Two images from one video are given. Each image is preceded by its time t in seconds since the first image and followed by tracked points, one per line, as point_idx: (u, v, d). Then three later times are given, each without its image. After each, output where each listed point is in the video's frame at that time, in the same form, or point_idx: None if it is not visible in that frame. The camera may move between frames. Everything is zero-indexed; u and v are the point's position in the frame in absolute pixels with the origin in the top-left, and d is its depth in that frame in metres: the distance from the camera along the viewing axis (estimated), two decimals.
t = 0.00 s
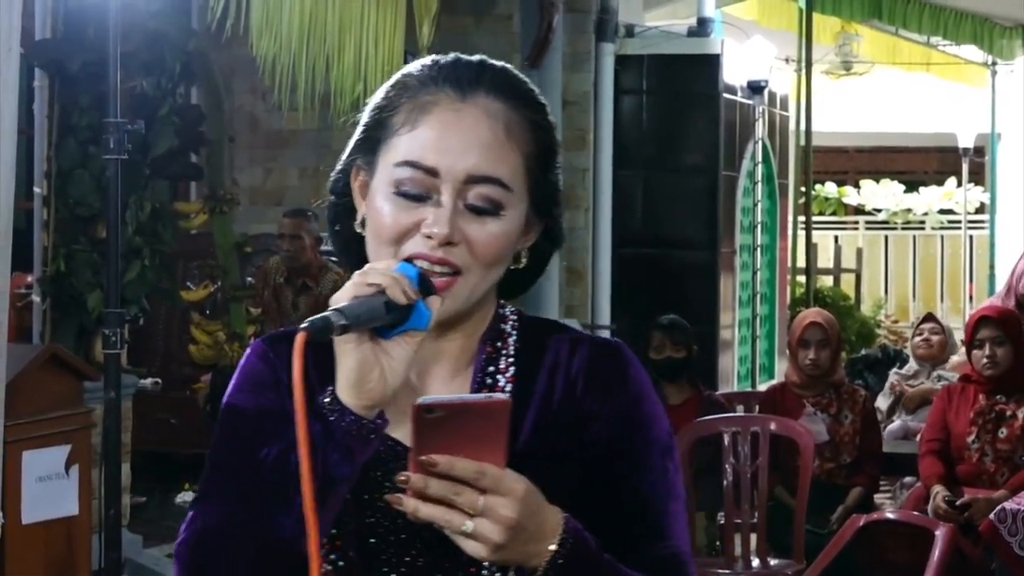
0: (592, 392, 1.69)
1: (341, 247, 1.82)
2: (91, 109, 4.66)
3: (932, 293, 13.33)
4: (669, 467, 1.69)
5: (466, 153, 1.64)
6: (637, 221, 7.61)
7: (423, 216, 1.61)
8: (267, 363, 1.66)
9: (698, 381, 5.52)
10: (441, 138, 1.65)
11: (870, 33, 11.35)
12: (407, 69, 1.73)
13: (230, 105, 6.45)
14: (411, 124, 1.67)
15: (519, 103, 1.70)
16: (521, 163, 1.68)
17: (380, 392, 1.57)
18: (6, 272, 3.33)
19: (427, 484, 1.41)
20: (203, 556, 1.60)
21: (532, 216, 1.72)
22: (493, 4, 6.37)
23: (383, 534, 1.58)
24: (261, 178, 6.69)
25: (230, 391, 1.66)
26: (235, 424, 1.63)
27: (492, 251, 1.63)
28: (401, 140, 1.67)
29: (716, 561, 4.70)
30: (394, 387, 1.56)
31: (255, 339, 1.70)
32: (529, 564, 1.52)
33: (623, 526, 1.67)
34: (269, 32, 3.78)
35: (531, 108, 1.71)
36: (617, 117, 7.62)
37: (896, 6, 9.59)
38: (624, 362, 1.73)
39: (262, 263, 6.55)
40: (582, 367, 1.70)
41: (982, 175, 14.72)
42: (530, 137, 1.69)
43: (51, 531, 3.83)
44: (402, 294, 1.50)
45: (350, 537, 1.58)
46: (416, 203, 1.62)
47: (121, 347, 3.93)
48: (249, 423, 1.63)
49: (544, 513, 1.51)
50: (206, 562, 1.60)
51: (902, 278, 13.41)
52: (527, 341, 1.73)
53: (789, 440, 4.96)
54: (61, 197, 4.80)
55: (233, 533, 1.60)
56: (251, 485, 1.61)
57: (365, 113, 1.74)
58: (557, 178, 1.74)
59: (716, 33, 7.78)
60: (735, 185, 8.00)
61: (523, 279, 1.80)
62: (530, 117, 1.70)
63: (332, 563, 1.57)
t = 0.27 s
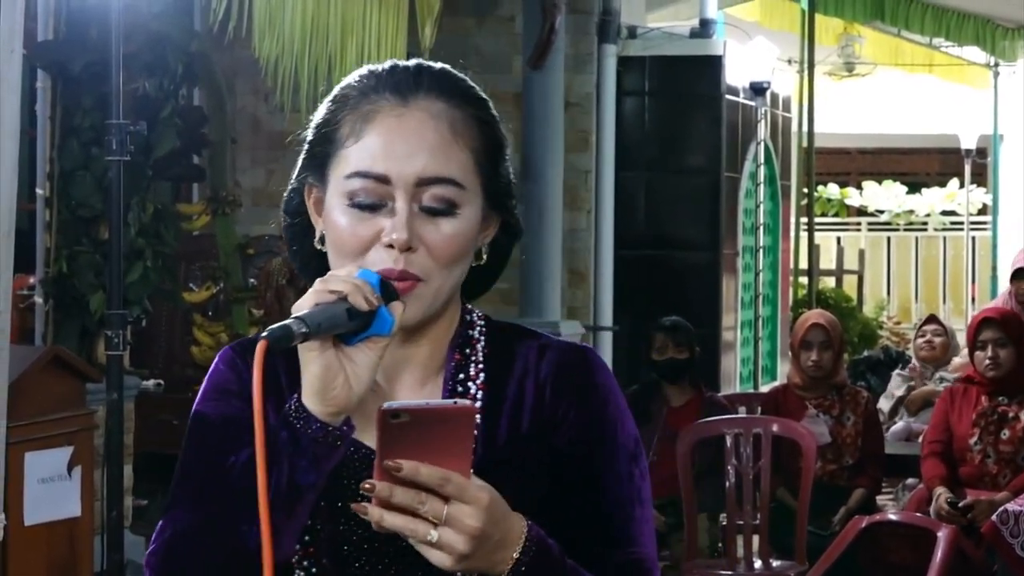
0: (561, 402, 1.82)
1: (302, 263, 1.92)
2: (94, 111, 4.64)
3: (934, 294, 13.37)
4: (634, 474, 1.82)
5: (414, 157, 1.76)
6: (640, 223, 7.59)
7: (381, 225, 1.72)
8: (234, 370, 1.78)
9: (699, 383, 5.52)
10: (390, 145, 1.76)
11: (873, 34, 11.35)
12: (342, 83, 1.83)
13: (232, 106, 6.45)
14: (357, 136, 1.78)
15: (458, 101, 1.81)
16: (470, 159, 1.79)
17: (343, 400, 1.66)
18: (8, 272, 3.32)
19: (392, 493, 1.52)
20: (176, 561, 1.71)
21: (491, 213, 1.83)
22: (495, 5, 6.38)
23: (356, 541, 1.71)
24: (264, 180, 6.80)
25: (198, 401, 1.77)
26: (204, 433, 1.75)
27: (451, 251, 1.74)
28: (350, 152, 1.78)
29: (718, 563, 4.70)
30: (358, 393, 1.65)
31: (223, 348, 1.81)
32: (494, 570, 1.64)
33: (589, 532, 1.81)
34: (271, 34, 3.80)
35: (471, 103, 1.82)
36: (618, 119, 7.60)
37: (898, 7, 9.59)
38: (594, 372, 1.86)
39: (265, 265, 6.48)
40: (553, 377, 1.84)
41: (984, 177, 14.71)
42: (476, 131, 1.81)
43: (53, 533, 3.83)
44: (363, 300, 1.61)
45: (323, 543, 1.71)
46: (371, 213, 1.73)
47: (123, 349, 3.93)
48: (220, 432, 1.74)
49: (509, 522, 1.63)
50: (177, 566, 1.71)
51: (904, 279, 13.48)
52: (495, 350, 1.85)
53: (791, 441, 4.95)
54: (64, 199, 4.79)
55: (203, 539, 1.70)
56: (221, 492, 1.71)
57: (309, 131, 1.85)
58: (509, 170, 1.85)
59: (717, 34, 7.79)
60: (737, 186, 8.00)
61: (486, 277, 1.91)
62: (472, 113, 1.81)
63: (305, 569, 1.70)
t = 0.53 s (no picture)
0: (588, 389, 1.82)
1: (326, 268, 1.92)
2: (96, 112, 4.66)
3: (936, 295, 13.38)
4: (667, 460, 1.80)
5: (436, 148, 1.77)
6: (642, 224, 7.59)
7: (408, 218, 1.73)
8: (262, 375, 1.78)
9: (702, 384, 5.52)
10: (411, 137, 1.77)
11: (875, 36, 11.36)
12: (359, 81, 1.85)
13: (234, 107, 6.45)
14: (378, 131, 1.79)
15: (476, 90, 1.83)
16: (491, 148, 1.80)
17: (382, 395, 1.67)
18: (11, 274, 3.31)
19: (431, 483, 1.53)
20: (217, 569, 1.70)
21: (514, 202, 1.84)
22: (497, 6, 6.36)
23: (397, 540, 1.71)
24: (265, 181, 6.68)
25: (227, 407, 1.77)
26: (234, 438, 1.75)
27: (479, 240, 1.75)
28: (372, 148, 1.79)
29: (721, 564, 4.70)
30: (397, 386, 1.66)
31: (248, 353, 1.81)
32: (535, 560, 1.64)
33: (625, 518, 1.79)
34: (273, 36, 3.82)
35: (488, 91, 1.84)
36: (620, 121, 7.60)
37: (900, 8, 9.58)
38: (621, 358, 1.86)
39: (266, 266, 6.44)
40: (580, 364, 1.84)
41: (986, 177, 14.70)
42: (495, 119, 1.82)
43: (55, 534, 3.84)
44: (397, 293, 1.60)
45: (364, 542, 1.70)
46: (397, 207, 1.74)
47: (124, 350, 3.93)
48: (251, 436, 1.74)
49: (550, 508, 1.63)
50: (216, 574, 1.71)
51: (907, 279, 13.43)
52: (522, 343, 1.86)
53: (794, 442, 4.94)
54: (65, 201, 4.80)
55: (241, 543, 1.71)
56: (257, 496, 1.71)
57: (329, 131, 1.86)
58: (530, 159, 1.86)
59: (720, 35, 7.79)
60: (739, 187, 8.00)
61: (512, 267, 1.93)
62: (490, 101, 1.83)
63: (346, 569, 1.69)
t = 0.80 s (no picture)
0: (656, 387, 1.83)
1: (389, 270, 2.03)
2: (96, 114, 4.66)
3: (937, 295, 13.34)
4: (743, 451, 1.80)
5: (477, 141, 1.81)
6: (643, 226, 7.63)
7: (447, 209, 1.77)
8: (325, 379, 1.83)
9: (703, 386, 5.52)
10: (452, 132, 1.82)
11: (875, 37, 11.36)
12: (411, 84, 1.92)
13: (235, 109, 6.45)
14: (422, 126, 1.85)
15: (519, 85, 1.87)
16: (533, 139, 1.83)
17: (430, 375, 1.71)
18: (12, 277, 3.30)
19: (515, 508, 1.53)
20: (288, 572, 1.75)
21: (561, 194, 1.86)
22: (499, 8, 6.35)
23: (470, 540, 1.71)
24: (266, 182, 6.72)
25: (293, 411, 1.81)
26: (301, 439, 1.79)
27: (521, 230, 1.76)
28: (416, 145, 1.84)
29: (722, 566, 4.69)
30: (444, 368, 1.70)
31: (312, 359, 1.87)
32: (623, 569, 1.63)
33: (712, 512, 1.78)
34: (273, 37, 3.90)
35: (531, 87, 1.87)
36: (621, 122, 7.62)
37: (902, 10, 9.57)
38: (688, 353, 1.86)
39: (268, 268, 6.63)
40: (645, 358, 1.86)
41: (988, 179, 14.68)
42: (537, 113, 1.85)
43: (56, 535, 3.83)
44: (437, 274, 1.62)
45: (436, 542, 1.72)
46: (438, 199, 1.78)
47: (126, 352, 3.93)
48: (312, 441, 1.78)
49: (633, 519, 1.62)
50: None
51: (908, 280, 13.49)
52: (589, 341, 1.88)
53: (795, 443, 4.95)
54: (66, 202, 4.81)
55: (309, 539, 1.76)
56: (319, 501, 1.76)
57: (385, 132, 1.93)
58: (575, 155, 1.89)
59: (722, 37, 7.78)
60: (741, 189, 8.01)
61: (573, 262, 1.97)
62: (532, 96, 1.86)
63: (419, 571, 1.71)
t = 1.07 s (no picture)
0: (720, 407, 1.85)
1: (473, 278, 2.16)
2: (98, 114, 4.65)
3: (939, 298, 13.33)
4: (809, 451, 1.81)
5: (502, 129, 1.88)
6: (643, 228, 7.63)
7: (468, 194, 1.85)
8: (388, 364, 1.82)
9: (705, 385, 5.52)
10: (481, 123, 1.91)
11: (876, 37, 11.34)
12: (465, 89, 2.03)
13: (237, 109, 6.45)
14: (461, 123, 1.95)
15: (551, 78, 1.94)
16: (557, 126, 1.89)
17: (428, 342, 1.81)
18: (13, 276, 3.32)
19: None
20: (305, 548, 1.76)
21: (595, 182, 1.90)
22: (500, 8, 6.41)
23: (500, 551, 1.79)
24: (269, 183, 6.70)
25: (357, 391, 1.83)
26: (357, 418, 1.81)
27: (535, 213, 1.82)
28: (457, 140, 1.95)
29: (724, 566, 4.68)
30: (443, 338, 1.82)
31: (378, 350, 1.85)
32: None
33: (779, 520, 1.79)
34: (275, 37, 3.79)
35: (562, 80, 1.94)
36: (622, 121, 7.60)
37: (904, 11, 9.57)
38: (753, 375, 1.87)
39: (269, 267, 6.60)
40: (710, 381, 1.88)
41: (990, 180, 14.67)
42: (567, 105, 1.91)
43: (58, 534, 3.83)
44: (434, 243, 1.73)
45: (466, 550, 1.80)
46: (464, 185, 1.87)
47: (128, 352, 3.93)
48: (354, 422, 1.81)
49: None
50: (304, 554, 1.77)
51: (910, 283, 13.47)
52: (651, 353, 1.96)
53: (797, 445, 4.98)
54: (69, 202, 4.81)
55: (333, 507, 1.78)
56: (345, 478, 1.79)
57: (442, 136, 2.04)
58: (611, 147, 1.93)
59: (724, 37, 7.73)
60: (742, 189, 8.00)
61: (635, 257, 2.02)
62: (563, 88, 1.93)
63: None
